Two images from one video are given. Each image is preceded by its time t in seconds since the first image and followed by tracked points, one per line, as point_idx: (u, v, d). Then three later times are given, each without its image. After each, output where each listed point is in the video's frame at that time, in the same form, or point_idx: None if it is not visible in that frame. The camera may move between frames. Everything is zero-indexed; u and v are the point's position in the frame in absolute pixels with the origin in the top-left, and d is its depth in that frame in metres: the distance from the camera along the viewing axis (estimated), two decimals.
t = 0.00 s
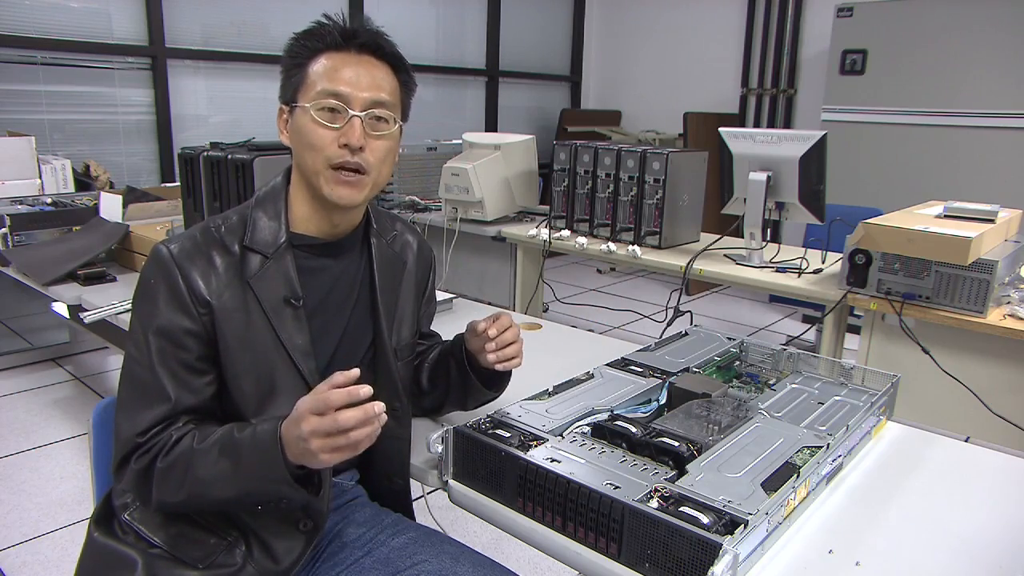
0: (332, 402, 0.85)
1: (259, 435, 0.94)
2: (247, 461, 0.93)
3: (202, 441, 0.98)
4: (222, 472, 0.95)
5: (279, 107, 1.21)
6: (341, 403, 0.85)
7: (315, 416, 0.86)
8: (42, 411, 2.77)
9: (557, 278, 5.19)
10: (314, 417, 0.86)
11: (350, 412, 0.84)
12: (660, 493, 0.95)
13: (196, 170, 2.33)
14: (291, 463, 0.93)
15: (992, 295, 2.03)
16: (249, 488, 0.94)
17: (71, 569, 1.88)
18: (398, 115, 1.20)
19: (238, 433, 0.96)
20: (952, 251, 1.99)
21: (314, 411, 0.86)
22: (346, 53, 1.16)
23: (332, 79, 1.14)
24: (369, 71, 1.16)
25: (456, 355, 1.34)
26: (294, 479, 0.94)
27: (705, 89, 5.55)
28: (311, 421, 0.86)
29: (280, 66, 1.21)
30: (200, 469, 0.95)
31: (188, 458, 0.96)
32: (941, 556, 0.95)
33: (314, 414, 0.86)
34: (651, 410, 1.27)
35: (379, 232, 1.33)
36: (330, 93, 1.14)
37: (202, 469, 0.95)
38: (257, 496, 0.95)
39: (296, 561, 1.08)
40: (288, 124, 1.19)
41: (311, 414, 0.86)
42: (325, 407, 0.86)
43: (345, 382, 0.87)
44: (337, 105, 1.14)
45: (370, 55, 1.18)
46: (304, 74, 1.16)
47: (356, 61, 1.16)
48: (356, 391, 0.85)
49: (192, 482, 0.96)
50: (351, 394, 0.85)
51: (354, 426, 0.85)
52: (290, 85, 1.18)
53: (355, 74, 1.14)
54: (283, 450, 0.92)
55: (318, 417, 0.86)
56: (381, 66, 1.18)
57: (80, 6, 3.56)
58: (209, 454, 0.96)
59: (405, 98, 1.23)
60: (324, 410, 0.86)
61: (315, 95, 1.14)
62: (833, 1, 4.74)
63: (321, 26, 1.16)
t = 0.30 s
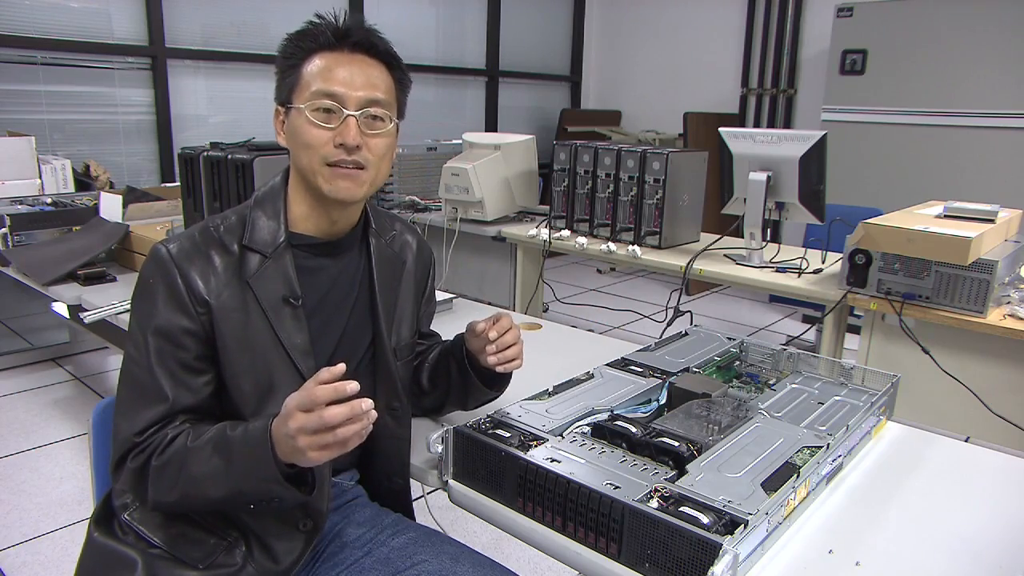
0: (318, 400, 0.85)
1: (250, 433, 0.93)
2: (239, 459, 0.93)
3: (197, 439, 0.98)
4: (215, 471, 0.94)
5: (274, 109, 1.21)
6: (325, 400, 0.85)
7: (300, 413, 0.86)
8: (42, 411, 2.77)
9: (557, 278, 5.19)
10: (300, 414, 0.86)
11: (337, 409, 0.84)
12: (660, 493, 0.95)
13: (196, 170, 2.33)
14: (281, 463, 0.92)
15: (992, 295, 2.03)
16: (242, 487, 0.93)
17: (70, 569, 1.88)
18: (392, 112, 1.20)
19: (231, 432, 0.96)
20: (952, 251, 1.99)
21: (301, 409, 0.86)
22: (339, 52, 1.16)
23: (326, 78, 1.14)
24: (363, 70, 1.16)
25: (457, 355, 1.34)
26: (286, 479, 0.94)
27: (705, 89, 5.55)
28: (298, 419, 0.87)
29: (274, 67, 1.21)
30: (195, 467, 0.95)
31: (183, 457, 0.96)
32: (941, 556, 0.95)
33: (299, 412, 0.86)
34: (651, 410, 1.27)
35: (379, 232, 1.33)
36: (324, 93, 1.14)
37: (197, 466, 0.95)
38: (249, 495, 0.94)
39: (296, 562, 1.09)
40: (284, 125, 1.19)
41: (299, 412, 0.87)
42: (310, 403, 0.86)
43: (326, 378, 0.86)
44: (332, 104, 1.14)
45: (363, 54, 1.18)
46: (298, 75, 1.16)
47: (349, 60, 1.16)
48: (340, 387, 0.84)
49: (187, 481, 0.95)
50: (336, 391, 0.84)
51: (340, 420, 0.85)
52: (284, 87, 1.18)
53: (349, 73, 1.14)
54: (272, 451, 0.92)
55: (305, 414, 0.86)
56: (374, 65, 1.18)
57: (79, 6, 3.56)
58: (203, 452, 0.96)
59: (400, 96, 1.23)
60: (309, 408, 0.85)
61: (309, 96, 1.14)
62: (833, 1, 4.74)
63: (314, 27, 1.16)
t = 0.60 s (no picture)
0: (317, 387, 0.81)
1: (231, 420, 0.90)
2: (221, 447, 0.90)
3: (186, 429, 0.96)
4: (200, 460, 0.92)
5: (268, 113, 1.22)
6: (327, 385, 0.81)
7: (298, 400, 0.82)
8: (42, 411, 2.77)
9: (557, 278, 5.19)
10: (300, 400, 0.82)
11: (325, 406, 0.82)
12: (660, 493, 0.95)
13: (196, 170, 2.33)
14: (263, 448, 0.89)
15: (992, 295, 2.03)
16: (227, 476, 0.90)
17: (71, 569, 1.88)
18: (383, 107, 1.19)
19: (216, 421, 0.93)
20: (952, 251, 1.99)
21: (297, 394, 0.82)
22: (325, 51, 1.16)
23: (314, 79, 1.14)
24: (350, 68, 1.16)
25: (458, 351, 1.34)
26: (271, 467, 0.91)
27: (705, 89, 5.55)
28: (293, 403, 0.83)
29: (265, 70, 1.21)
30: (183, 456, 0.93)
31: (173, 448, 0.94)
32: (940, 556, 0.95)
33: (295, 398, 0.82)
34: (651, 410, 1.27)
35: (379, 231, 1.33)
36: (313, 94, 1.14)
37: (185, 458, 0.93)
38: (234, 486, 0.91)
39: (296, 561, 1.09)
40: (278, 129, 1.19)
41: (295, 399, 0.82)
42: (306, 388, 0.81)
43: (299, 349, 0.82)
44: (322, 105, 1.14)
45: (348, 50, 1.17)
46: (287, 77, 1.16)
47: (336, 58, 1.16)
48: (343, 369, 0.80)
49: (176, 472, 0.93)
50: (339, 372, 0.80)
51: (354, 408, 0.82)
52: (275, 90, 1.18)
53: (336, 72, 1.14)
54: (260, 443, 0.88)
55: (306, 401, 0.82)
56: (361, 62, 1.17)
57: (80, 6, 3.56)
58: (190, 442, 0.94)
59: (390, 90, 1.23)
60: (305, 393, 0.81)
61: (298, 98, 1.14)
62: (833, 1, 4.74)
63: (297, 28, 1.15)
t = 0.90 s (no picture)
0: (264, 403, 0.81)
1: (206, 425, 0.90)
2: (199, 451, 0.90)
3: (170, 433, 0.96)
4: (178, 465, 0.92)
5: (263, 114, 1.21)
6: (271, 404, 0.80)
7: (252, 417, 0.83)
8: (42, 411, 2.77)
9: (557, 278, 5.19)
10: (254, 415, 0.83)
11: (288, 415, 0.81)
12: (660, 493, 0.95)
13: (196, 170, 2.33)
14: (228, 454, 0.90)
15: (992, 295, 2.03)
16: (207, 480, 0.90)
17: (71, 569, 1.88)
18: (377, 110, 1.19)
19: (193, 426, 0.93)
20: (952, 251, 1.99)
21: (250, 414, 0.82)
22: (317, 52, 1.15)
23: (306, 82, 1.13)
24: (343, 71, 1.15)
25: (460, 354, 1.33)
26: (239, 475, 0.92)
27: (705, 89, 5.55)
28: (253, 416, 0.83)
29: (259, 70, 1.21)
30: (165, 460, 0.93)
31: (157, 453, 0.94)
32: (940, 556, 0.95)
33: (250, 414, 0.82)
34: (651, 410, 1.27)
35: (378, 232, 1.33)
36: (305, 98, 1.13)
37: (165, 463, 0.93)
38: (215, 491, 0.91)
39: (296, 562, 1.08)
40: (272, 130, 1.19)
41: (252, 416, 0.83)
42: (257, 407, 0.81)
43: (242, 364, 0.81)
44: (313, 110, 1.14)
45: (342, 51, 1.16)
46: (280, 80, 1.16)
47: (328, 60, 1.15)
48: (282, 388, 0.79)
49: (160, 476, 0.94)
50: (278, 390, 0.79)
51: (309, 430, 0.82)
52: (269, 91, 1.18)
53: (328, 75, 1.14)
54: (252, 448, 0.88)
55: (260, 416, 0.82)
56: (354, 63, 1.17)
57: (80, 7, 3.56)
58: (169, 447, 0.93)
59: (385, 90, 1.22)
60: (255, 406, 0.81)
61: (291, 101, 1.14)
62: (833, 2, 4.74)
63: (289, 28, 1.15)
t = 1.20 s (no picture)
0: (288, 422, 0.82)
1: (216, 437, 0.91)
2: (206, 463, 0.91)
3: (177, 441, 0.96)
4: (185, 475, 0.92)
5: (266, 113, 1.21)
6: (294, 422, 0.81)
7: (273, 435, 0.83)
8: (42, 411, 2.77)
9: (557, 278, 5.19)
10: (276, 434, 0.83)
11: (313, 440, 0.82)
12: (660, 493, 0.95)
13: (196, 170, 2.33)
14: (242, 470, 0.90)
15: (992, 295, 2.03)
16: (212, 493, 0.90)
17: (71, 569, 1.88)
18: (380, 113, 1.19)
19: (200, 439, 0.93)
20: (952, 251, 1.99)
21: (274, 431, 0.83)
22: (322, 54, 1.15)
23: (310, 85, 1.13)
24: (347, 73, 1.15)
25: (460, 356, 1.33)
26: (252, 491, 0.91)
27: (705, 89, 5.55)
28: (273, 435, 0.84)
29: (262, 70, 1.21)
30: (170, 470, 0.94)
31: (161, 462, 0.95)
32: (940, 555, 0.95)
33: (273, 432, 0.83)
34: (651, 410, 1.27)
35: (379, 234, 1.33)
36: (308, 100, 1.13)
37: (172, 472, 0.94)
38: (218, 504, 0.91)
39: (296, 564, 1.08)
40: (275, 131, 1.20)
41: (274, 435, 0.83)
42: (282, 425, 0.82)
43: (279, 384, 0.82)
44: (317, 112, 1.14)
45: (346, 53, 1.16)
46: (284, 80, 1.16)
47: (333, 62, 1.15)
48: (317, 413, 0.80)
49: (164, 485, 0.94)
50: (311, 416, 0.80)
51: (331, 457, 0.82)
52: (272, 91, 1.18)
53: (332, 77, 1.14)
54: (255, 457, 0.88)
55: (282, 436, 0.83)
56: (358, 65, 1.17)
57: (80, 6, 3.56)
58: (176, 457, 0.94)
59: (389, 93, 1.22)
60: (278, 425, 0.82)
61: (294, 103, 1.14)
62: (832, 2, 4.74)
63: (294, 29, 1.15)
